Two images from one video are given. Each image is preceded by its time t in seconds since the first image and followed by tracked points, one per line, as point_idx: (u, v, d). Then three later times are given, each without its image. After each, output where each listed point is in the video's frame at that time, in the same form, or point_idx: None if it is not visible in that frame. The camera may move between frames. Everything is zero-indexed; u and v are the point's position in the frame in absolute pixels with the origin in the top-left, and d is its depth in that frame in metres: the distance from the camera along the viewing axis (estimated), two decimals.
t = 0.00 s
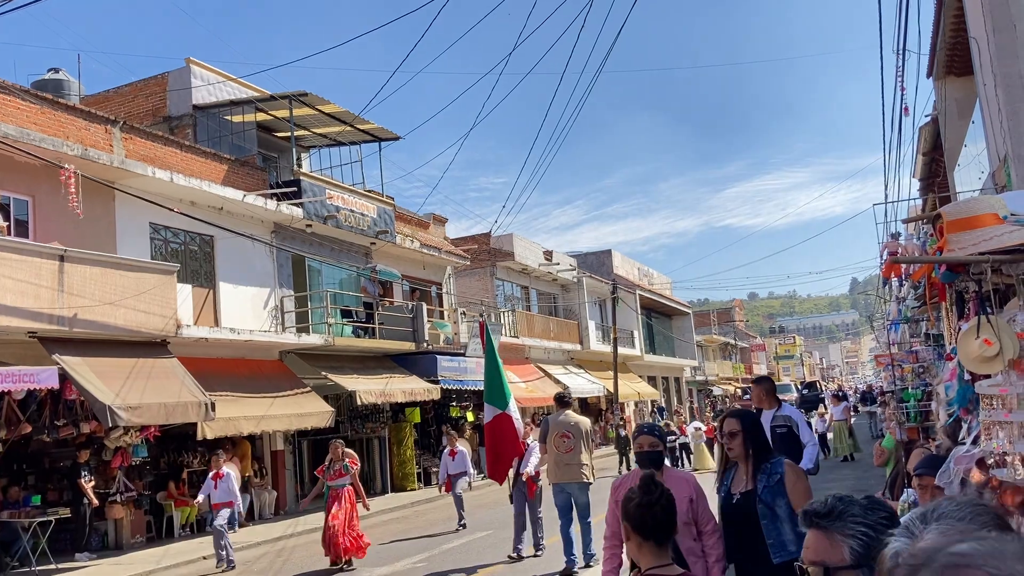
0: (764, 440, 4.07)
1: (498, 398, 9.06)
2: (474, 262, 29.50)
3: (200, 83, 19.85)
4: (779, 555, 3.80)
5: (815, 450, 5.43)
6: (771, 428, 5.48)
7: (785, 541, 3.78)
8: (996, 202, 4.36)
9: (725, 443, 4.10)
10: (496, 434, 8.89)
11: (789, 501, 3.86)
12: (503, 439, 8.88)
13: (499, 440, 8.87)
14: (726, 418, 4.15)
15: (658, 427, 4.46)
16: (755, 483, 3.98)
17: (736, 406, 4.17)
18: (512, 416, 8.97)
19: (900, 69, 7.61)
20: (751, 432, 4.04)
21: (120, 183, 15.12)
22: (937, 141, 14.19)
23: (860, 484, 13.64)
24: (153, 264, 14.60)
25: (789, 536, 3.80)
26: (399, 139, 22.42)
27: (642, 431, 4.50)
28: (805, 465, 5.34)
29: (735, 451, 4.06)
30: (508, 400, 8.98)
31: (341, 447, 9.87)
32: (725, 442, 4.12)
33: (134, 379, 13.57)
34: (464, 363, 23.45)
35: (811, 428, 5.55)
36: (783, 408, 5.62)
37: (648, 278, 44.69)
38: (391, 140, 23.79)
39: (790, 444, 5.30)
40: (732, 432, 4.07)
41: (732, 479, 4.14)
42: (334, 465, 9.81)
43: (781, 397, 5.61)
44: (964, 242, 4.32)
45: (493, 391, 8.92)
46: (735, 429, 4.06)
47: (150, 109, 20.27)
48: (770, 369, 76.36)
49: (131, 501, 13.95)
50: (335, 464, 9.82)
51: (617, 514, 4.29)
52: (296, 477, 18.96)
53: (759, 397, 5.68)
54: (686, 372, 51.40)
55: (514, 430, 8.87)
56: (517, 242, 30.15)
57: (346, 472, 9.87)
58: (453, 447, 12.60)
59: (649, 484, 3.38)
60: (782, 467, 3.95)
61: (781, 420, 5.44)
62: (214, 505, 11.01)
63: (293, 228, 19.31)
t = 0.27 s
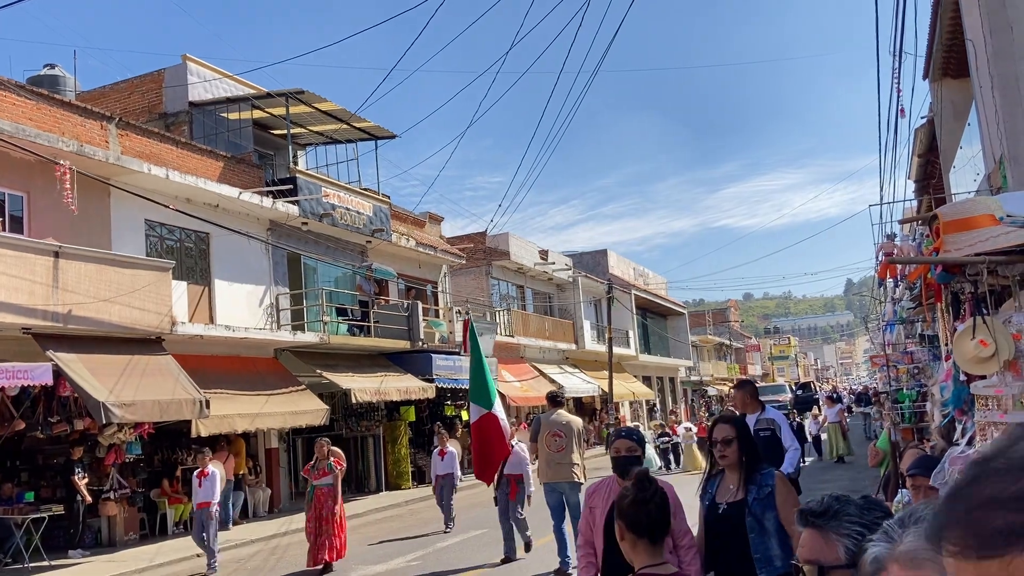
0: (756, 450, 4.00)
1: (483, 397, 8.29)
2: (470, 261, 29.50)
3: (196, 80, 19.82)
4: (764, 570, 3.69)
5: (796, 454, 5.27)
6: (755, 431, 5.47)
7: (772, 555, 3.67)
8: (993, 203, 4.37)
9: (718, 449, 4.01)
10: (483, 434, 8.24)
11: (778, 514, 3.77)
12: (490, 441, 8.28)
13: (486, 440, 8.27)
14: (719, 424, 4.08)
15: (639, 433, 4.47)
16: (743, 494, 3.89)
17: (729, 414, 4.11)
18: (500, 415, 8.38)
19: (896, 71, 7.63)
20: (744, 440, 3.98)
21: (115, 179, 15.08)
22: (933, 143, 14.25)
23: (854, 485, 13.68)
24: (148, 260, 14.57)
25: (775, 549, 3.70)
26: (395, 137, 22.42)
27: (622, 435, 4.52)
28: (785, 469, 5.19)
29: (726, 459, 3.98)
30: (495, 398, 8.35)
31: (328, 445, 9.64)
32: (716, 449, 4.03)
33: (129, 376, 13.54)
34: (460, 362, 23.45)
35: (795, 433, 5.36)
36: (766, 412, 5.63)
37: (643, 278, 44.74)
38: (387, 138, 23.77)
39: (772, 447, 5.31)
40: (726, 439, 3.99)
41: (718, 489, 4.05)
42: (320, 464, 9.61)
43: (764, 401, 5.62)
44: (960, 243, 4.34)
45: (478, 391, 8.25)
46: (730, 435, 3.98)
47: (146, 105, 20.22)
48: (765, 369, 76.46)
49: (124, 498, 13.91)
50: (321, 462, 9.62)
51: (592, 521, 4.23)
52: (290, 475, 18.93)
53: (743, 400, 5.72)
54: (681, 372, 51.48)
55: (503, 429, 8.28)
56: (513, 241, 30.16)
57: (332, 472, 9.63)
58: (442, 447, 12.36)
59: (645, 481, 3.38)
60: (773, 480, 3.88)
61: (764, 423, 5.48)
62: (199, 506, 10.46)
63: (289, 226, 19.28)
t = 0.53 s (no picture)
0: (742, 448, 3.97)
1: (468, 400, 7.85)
2: (464, 261, 29.48)
3: (190, 78, 19.76)
4: (757, 574, 3.61)
5: (787, 454, 5.14)
6: (743, 433, 5.43)
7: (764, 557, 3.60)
8: (987, 204, 4.39)
9: (704, 448, 3.97)
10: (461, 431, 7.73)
11: (767, 514, 3.72)
12: (467, 440, 7.71)
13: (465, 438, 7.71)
14: (703, 422, 4.05)
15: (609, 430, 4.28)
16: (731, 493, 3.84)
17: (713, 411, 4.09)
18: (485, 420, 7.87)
19: (890, 72, 7.66)
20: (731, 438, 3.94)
21: (109, 178, 15.03)
22: (926, 144, 14.29)
23: (846, 486, 13.72)
24: (142, 259, 14.53)
25: (766, 552, 3.64)
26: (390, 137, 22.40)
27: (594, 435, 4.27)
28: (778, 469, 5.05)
29: (713, 457, 3.93)
30: (481, 401, 7.86)
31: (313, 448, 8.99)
32: (702, 447, 3.98)
33: (122, 375, 13.49)
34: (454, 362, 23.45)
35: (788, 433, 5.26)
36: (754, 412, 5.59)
37: (637, 279, 44.78)
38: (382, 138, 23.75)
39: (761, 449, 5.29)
40: (713, 437, 3.95)
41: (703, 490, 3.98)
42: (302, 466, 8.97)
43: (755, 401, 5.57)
44: (956, 243, 4.35)
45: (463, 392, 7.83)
46: (716, 433, 3.95)
47: (140, 104, 20.14)
48: (758, 370, 76.55)
49: (117, 498, 13.86)
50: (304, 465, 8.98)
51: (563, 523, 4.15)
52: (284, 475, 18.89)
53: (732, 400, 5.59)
54: (674, 373, 51.52)
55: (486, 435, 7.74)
56: (507, 242, 30.15)
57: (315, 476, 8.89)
58: (431, 449, 12.37)
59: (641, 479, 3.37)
60: (759, 478, 3.84)
61: (754, 424, 5.43)
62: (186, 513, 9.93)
63: (283, 225, 19.24)
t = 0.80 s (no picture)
0: (710, 461, 4.01)
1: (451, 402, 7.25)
2: (457, 264, 29.50)
3: (184, 82, 19.75)
4: None
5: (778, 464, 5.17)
6: (735, 439, 5.43)
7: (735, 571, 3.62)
8: (982, 209, 4.44)
9: (673, 460, 3.98)
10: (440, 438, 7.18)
11: (736, 528, 3.75)
12: (446, 449, 7.17)
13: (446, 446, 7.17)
14: (671, 433, 4.08)
15: (571, 443, 4.03)
16: (701, 505, 3.87)
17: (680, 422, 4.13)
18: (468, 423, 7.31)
19: (882, 77, 7.72)
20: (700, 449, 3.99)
21: (103, 181, 15.01)
22: (917, 147, 14.40)
23: (838, 488, 13.79)
24: (136, 263, 14.53)
25: (738, 566, 3.68)
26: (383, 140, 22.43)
27: (555, 447, 4.01)
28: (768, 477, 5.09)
29: (683, 469, 3.96)
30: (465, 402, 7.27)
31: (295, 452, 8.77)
32: (671, 459, 4.00)
33: (117, 379, 13.49)
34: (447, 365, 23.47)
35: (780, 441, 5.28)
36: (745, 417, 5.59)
37: (630, 281, 44.87)
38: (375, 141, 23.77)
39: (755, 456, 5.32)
40: (683, 448, 3.99)
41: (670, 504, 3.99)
42: (283, 472, 8.71)
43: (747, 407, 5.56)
44: (952, 248, 4.40)
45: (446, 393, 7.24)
46: (686, 444, 3.99)
47: (133, 107, 20.11)
48: (751, 372, 76.72)
49: (110, 501, 13.85)
50: (285, 470, 8.73)
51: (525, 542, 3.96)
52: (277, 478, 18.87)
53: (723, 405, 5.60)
54: (667, 375, 51.62)
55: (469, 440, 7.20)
56: (501, 245, 30.19)
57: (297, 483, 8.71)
58: (417, 453, 12.30)
59: (636, 481, 3.40)
60: (729, 490, 3.86)
61: (745, 429, 5.43)
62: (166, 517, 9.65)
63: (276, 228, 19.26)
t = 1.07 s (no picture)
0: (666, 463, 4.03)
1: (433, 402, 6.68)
2: (450, 266, 29.45)
3: (175, 83, 19.67)
4: None
5: (766, 463, 5.16)
6: (721, 441, 5.38)
7: None
8: (979, 211, 4.46)
9: (631, 460, 3.96)
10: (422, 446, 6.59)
11: (690, 535, 3.72)
12: (429, 457, 6.53)
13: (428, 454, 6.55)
14: (628, 435, 4.08)
15: (535, 444, 3.93)
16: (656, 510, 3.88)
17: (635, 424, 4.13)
18: (451, 426, 6.62)
19: (876, 79, 7.74)
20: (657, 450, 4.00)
21: (93, 183, 14.92)
22: (909, 149, 14.44)
23: (831, 490, 13.77)
24: (126, 265, 14.43)
25: (689, 573, 3.66)
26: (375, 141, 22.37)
27: (519, 448, 3.92)
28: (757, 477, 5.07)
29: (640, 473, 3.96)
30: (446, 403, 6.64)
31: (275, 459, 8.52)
32: (629, 459, 3.99)
33: (106, 383, 13.38)
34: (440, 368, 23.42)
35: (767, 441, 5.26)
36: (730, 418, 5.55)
37: (623, 283, 44.93)
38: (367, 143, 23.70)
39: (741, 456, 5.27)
40: (641, 450, 3.98)
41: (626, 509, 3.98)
42: (263, 478, 8.43)
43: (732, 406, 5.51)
44: (949, 251, 4.41)
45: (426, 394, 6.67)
46: (644, 446, 3.99)
47: (124, 109, 20.01)
48: (744, 374, 76.88)
49: (101, 505, 13.73)
50: (265, 476, 8.45)
51: (484, 549, 3.80)
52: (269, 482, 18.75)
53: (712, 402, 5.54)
54: (660, 377, 51.66)
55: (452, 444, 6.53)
56: (494, 247, 30.15)
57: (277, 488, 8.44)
58: (402, 456, 12.34)
59: (632, 486, 3.38)
60: (685, 494, 3.83)
61: (731, 430, 5.38)
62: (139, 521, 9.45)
63: (268, 230, 19.17)
